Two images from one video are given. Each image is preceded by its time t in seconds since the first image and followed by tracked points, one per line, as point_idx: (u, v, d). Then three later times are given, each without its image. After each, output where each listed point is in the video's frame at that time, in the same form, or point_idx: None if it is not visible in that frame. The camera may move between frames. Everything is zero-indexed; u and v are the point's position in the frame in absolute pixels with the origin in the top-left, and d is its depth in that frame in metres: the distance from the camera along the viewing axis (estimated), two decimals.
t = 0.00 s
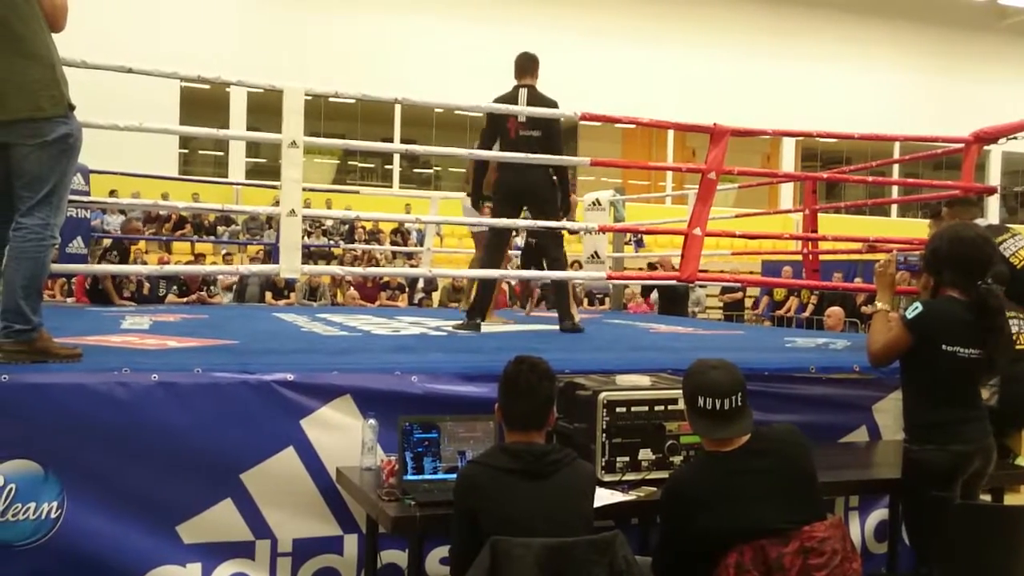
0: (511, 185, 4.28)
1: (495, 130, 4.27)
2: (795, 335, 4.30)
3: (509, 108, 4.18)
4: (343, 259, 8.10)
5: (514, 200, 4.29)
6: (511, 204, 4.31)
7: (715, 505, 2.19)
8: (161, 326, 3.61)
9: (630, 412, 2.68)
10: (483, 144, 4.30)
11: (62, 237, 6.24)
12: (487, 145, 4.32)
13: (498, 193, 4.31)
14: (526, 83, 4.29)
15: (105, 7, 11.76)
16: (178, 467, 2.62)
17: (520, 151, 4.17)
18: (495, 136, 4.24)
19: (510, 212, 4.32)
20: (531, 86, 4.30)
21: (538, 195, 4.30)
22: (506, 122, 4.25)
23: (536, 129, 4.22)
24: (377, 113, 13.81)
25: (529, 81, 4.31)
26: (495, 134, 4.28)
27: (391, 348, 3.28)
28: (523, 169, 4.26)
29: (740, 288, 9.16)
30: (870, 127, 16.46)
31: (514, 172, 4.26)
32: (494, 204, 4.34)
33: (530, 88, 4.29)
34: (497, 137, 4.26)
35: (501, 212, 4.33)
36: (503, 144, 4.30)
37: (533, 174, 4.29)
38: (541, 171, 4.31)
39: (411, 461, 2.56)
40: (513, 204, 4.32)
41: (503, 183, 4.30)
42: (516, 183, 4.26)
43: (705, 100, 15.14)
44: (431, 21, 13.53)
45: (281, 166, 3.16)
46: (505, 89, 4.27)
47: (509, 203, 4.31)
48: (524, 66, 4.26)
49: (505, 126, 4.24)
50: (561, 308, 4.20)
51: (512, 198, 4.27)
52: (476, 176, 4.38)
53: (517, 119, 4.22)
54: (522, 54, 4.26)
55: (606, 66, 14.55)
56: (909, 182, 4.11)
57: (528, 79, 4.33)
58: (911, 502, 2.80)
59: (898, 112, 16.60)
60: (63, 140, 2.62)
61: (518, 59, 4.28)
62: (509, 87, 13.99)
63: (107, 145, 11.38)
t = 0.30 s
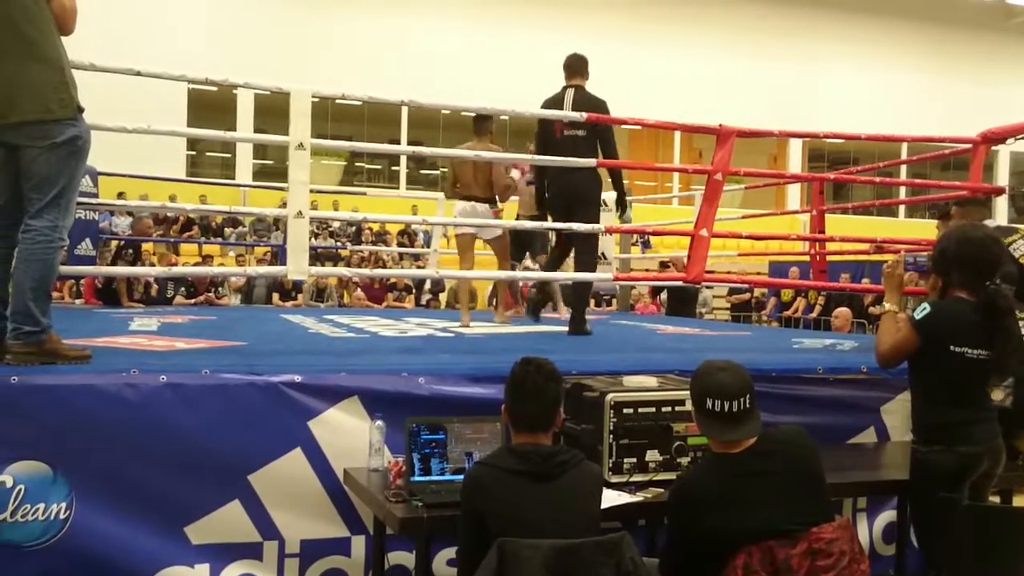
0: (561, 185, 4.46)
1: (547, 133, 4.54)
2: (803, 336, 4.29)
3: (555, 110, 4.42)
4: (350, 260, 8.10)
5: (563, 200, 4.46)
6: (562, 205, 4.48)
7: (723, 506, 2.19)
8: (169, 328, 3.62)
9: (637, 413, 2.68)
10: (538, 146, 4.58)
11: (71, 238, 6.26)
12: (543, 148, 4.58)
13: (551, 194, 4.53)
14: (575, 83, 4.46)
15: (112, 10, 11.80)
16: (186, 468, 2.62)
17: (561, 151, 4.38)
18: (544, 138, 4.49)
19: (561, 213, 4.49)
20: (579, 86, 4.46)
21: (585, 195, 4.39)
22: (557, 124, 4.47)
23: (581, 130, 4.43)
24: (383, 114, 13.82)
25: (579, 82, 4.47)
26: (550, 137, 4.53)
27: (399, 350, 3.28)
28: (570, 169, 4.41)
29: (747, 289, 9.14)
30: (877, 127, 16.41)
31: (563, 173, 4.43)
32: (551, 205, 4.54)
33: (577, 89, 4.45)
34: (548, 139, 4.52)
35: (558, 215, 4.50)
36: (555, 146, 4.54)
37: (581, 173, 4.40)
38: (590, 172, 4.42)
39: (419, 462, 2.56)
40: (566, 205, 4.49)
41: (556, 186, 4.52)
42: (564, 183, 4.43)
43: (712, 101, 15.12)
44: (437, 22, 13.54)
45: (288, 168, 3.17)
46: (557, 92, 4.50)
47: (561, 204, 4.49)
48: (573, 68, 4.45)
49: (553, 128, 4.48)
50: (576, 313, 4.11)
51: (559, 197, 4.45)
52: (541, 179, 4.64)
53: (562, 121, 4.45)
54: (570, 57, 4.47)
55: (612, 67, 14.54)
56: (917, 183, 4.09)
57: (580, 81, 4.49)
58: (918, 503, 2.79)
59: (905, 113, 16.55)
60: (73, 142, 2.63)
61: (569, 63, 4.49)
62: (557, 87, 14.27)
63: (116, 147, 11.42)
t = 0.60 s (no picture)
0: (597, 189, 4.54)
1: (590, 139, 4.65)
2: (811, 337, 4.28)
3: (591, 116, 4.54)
4: (358, 261, 8.12)
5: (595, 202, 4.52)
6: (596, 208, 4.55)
7: (730, 507, 2.19)
8: (178, 329, 3.63)
9: (645, 414, 2.68)
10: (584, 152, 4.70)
11: (80, 240, 6.30)
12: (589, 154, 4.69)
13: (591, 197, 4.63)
14: (617, 92, 4.53)
15: (120, 12, 11.84)
16: (195, 469, 2.63)
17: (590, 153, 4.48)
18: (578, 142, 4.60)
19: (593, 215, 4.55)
20: (621, 95, 4.52)
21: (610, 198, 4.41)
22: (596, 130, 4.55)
23: (614, 135, 4.47)
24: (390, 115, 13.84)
25: (623, 91, 4.54)
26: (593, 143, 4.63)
27: (406, 350, 3.29)
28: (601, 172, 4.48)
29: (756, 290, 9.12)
30: (885, 127, 16.36)
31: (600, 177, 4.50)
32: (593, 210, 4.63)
33: (618, 97, 4.52)
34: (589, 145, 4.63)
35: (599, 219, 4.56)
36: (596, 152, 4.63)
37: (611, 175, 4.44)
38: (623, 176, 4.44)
39: (427, 463, 2.57)
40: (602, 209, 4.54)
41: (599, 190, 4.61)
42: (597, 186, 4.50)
43: (719, 101, 15.09)
44: (444, 23, 13.54)
45: (296, 169, 3.17)
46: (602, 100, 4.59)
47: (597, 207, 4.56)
48: (618, 77, 4.53)
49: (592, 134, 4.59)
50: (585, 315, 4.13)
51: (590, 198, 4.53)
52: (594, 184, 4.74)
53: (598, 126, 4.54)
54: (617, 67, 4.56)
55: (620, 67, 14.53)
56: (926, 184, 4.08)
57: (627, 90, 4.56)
58: (928, 504, 2.78)
59: (913, 113, 16.50)
60: (82, 144, 2.64)
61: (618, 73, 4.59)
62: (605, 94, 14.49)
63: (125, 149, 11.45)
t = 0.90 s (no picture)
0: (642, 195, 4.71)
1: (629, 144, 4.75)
2: (819, 338, 4.26)
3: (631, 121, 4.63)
4: (365, 263, 8.14)
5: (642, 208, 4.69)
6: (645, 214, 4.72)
7: (738, 510, 2.18)
8: (186, 331, 3.65)
9: (652, 416, 2.68)
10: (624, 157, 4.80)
11: (89, 242, 6.34)
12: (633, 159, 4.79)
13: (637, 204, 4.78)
14: (655, 95, 4.66)
15: (128, 15, 11.89)
16: (203, 470, 2.64)
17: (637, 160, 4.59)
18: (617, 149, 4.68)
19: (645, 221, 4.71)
20: (659, 98, 4.64)
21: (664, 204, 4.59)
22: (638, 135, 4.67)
23: (658, 138, 4.59)
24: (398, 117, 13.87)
25: (660, 95, 4.67)
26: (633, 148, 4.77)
27: (413, 352, 3.29)
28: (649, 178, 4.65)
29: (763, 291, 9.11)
30: (893, 127, 16.31)
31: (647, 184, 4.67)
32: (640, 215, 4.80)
33: (657, 101, 4.64)
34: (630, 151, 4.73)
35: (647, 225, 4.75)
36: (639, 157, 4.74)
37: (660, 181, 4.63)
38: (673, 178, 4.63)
39: (434, 465, 2.57)
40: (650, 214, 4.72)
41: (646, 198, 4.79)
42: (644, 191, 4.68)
43: (726, 102, 15.06)
44: (451, 25, 13.55)
45: (304, 172, 3.18)
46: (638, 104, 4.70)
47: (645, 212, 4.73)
48: (653, 82, 4.66)
49: (633, 139, 4.69)
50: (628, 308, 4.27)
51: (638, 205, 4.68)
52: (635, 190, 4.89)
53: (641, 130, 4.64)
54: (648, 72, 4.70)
55: (626, 68, 14.52)
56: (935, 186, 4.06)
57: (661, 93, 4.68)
58: (937, 507, 2.77)
59: (921, 113, 16.44)
60: (91, 147, 2.65)
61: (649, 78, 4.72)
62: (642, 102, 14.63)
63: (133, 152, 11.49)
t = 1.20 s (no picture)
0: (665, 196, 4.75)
1: (653, 144, 4.72)
2: (825, 341, 4.26)
3: (665, 122, 4.61)
4: (371, 265, 8.13)
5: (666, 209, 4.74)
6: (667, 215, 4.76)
7: (744, 513, 2.18)
8: (191, 333, 3.65)
9: (658, 419, 2.67)
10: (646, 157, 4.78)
11: (96, 245, 6.35)
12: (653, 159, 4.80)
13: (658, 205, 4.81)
14: (683, 97, 4.66)
15: (134, 18, 11.91)
16: (209, 471, 2.64)
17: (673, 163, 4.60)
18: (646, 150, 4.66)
19: (669, 223, 4.76)
20: (687, 100, 4.66)
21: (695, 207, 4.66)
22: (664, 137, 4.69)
23: (689, 142, 4.64)
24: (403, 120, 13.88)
25: (686, 96, 4.69)
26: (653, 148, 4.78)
27: (418, 354, 3.29)
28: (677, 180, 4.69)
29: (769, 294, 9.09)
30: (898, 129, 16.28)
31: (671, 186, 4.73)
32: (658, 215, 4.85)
33: (685, 102, 4.65)
34: (656, 151, 4.72)
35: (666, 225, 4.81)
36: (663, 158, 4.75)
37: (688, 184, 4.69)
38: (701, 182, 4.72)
39: (440, 467, 2.57)
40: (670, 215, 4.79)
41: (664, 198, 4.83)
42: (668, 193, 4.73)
43: (732, 104, 15.05)
44: (456, 27, 13.55)
45: (309, 174, 3.18)
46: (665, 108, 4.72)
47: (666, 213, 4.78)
48: (680, 84, 4.66)
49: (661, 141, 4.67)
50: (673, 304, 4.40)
51: (666, 207, 4.70)
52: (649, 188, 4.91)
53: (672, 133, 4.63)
54: (675, 73, 4.69)
55: (632, 71, 14.52)
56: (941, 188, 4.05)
57: (686, 94, 4.70)
58: (943, 510, 2.76)
59: (927, 115, 16.40)
60: (98, 150, 2.65)
61: (674, 79, 4.72)
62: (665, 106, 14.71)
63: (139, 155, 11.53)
